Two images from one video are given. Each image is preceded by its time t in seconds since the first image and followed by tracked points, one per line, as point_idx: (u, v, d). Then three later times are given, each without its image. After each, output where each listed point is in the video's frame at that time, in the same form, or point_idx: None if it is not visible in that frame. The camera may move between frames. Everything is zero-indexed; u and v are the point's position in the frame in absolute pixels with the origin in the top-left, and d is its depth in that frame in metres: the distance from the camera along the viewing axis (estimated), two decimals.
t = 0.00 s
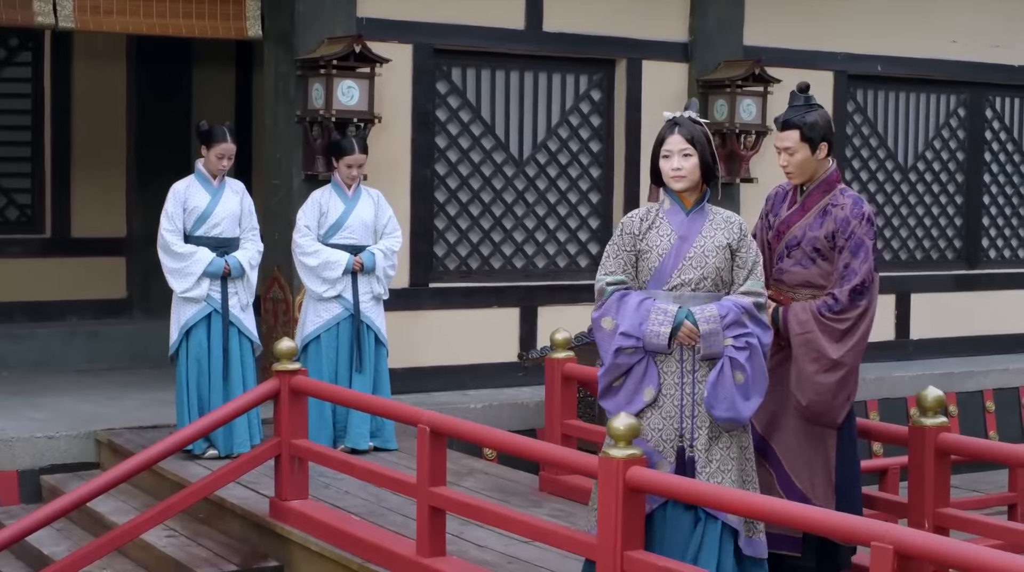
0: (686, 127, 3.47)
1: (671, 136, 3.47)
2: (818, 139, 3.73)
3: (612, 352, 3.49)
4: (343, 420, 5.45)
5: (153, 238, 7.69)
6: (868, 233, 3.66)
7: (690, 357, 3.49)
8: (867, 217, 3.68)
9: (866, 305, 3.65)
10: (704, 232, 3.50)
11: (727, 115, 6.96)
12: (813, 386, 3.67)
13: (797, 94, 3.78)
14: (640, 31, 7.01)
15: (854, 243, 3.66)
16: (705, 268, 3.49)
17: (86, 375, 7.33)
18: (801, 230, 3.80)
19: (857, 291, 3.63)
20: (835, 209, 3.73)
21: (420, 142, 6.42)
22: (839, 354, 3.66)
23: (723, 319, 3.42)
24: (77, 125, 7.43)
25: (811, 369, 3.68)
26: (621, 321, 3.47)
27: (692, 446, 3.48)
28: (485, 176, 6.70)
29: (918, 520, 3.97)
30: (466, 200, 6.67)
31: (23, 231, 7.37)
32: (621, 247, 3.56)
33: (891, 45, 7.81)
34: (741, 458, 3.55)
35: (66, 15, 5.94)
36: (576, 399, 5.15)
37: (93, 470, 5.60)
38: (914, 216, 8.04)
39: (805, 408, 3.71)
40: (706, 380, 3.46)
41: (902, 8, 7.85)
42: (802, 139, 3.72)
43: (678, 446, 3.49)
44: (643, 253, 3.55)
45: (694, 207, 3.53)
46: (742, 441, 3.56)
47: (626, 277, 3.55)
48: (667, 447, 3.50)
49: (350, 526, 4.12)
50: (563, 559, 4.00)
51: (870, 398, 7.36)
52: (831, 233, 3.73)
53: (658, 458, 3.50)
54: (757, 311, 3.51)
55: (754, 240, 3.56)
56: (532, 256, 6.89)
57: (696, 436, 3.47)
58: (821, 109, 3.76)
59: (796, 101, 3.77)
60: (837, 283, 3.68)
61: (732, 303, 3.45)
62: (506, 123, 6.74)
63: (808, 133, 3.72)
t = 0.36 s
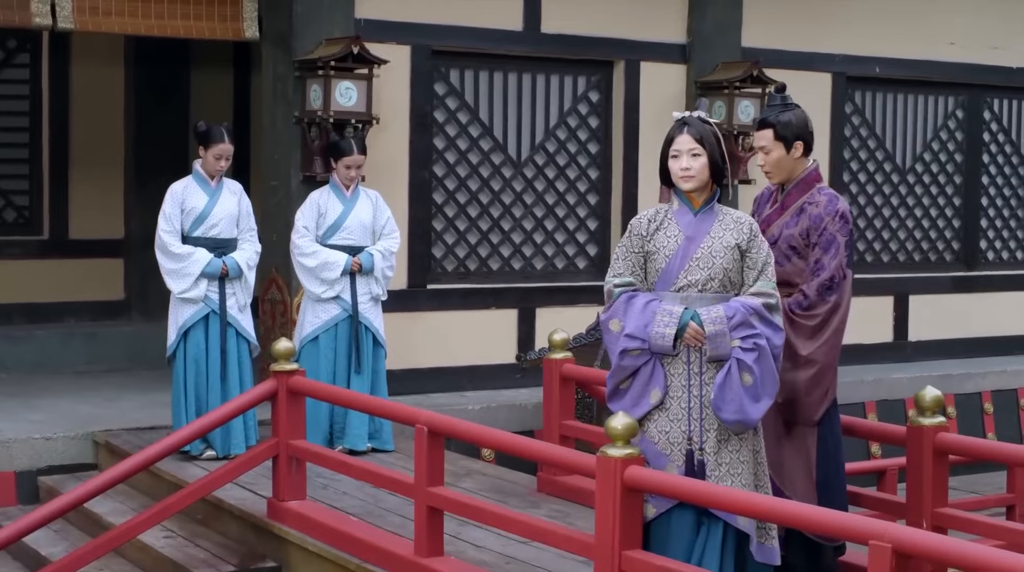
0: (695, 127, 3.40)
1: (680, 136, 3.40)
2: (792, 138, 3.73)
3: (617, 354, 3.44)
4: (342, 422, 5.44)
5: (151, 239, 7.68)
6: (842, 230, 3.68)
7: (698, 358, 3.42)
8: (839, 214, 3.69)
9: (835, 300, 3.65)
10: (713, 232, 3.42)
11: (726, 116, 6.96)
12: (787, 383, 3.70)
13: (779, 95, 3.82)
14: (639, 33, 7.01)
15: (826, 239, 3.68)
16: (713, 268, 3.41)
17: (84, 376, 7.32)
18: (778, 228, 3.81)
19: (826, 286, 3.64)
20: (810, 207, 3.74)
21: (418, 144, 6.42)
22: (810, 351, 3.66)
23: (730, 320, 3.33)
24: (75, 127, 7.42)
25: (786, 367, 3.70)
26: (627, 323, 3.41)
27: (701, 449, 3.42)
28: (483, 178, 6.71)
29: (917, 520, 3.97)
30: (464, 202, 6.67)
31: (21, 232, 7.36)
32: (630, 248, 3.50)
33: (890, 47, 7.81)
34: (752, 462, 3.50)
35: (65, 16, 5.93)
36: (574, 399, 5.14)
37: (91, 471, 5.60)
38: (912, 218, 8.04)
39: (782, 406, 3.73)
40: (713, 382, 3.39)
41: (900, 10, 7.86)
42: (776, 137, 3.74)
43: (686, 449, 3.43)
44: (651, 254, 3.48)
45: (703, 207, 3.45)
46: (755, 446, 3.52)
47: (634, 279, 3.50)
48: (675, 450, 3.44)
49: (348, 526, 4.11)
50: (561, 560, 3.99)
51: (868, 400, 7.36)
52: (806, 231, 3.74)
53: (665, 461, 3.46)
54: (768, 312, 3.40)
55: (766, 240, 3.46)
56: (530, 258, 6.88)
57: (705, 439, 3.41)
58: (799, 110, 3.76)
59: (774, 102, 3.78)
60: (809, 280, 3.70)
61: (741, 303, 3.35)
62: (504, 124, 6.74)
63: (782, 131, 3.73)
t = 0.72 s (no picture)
0: (706, 128, 3.38)
1: (690, 137, 3.39)
2: (753, 136, 3.72)
3: (619, 355, 3.46)
4: (342, 425, 5.43)
5: (150, 242, 7.66)
6: (801, 226, 3.65)
7: (701, 361, 3.40)
8: (799, 210, 3.66)
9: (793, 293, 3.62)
10: (720, 234, 3.40)
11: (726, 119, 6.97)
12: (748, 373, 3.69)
13: (739, 98, 3.78)
14: (639, 36, 7.01)
15: (785, 235, 3.65)
16: (718, 271, 3.39)
17: (83, 380, 7.31)
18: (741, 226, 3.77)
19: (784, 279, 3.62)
20: (770, 204, 3.71)
21: (418, 146, 6.42)
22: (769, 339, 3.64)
23: (733, 323, 3.31)
24: (74, 130, 7.42)
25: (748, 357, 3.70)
26: (631, 324, 3.43)
27: (703, 452, 3.40)
28: (483, 180, 6.71)
29: (916, 521, 3.97)
30: (464, 205, 6.67)
31: (20, 235, 7.37)
32: (639, 249, 3.50)
33: (890, 50, 7.81)
34: (759, 465, 3.43)
35: (65, 18, 5.90)
36: (573, 402, 5.14)
37: (90, 474, 5.60)
38: (912, 221, 8.04)
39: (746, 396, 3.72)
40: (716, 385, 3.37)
41: (900, 13, 7.86)
42: (737, 135, 3.72)
43: (688, 451, 3.42)
44: (658, 256, 3.48)
45: (712, 209, 3.43)
46: (763, 449, 3.46)
47: (642, 280, 3.50)
48: (677, 452, 3.43)
49: (347, 528, 4.11)
50: (561, 562, 3.98)
51: (868, 403, 7.35)
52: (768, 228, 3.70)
53: (667, 463, 3.45)
54: (776, 316, 3.37)
55: (776, 242, 3.41)
56: (530, 261, 6.88)
57: (707, 442, 3.39)
58: (761, 110, 3.75)
59: (738, 101, 3.78)
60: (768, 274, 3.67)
61: (747, 307, 3.33)
62: (504, 126, 6.74)
63: (744, 130, 3.71)
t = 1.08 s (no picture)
0: (710, 129, 3.38)
1: (694, 138, 3.39)
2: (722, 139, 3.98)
3: (618, 354, 3.46)
4: (341, 428, 5.42)
5: (149, 245, 7.65)
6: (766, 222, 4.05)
7: (699, 363, 3.40)
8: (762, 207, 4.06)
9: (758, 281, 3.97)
10: (722, 235, 3.38)
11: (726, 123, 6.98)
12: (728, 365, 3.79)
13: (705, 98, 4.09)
14: (638, 39, 7.02)
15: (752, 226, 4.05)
16: (718, 272, 3.38)
17: (82, 383, 7.31)
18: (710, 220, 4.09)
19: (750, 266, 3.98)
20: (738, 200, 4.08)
21: (417, 149, 6.42)
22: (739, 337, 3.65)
23: (731, 325, 3.31)
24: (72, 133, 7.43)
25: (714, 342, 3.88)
26: (629, 324, 3.43)
27: (699, 454, 3.39)
28: (482, 183, 6.71)
29: (915, 522, 3.97)
30: (462, 207, 6.67)
31: (19, 238, 7.37)
32: (641, 249, 3.51)
33: (889, 53, 7.82)
34: (757, 468, 3.41)
35: (63, 21, 5.90)
36: (572, 405, 5.14)
37: (89, 476, 5.60)
38: (911, 224, 8.04)
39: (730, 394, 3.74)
40: (713, 387, 3.36)
41: (898, 16, 7.86)
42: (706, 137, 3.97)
43: (683, 452, 3.41)
44: (659, 256, 3.48)
45: (715, 210, 3.42)
46: (762, 452, 3.44)
47: (643, 280, 3.51)
48: (674, 453, 3.43)
49: (346, 530, 4.11)
50: (559, 564, 3.98)
51: (868, 406, 7.34)
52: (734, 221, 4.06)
53: (663, 464, 3.44)
54: (776, 318, 3.36)
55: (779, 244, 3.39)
56: (529, 263, 6.88)
57: (704, 444, 3.38)
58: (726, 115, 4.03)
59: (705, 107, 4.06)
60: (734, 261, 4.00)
61: (747, 309, 3.32)
62: (503, 129, 6.74)
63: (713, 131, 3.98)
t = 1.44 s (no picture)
0: (710, 129, 3.37)
1: (694, 138, 3.38)
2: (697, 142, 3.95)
3: (613, 354, 3.46)
4: (340, 430, 5.42)
5: (149, 248, 7.65)
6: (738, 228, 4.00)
7: (694, 364, 3.39)
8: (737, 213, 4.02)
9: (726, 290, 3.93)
10: (719, 236, 3.38)
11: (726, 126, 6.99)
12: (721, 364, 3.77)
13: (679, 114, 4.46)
14: (638, 42, 7.02)
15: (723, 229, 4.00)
16: (714, 273, 3.37)
17: (82, 386, 7.30)
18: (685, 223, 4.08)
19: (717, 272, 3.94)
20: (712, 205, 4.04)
21: (417, 151, 6.41)
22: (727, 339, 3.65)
23: (726, 326, 3.30)
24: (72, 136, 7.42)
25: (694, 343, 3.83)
26: (625, 323, 3.43)
27: (693, 455, 3.39)
28: (482, 186, 6.70)
29: (915, 523, 3.96)
30: (462, 210, 6.66)
31: (18, 241, 7.37)
32: (640, 250, 3.51)
33: (889, 56, 7.81)
34: (750, 469, 3.39)
35: (61, 24, 5.92)
36: (572, 407, 5.14)
37: (88, 479, 5.59)
38: (911, 227, 8.03)
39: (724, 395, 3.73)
40: (707, 388, 3.35)
41: (898, 19, 7.86)
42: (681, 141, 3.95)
43: (677, 453, 3.41)
44: (657, 256, 3.48)
45: (714, 211, 3.42)
46: (755, 454, 3.41)
47: (640, 280, 3.50)
48: (668, 454, 3.43)
49: (345, 532, 4.10)
50: (559, 566, 3.97)
51: (868, 409, 7.33)
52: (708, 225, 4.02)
53: (658, 465, 3.44)
54: (773, 320, 3.34)
55: (777, 246, 3.38)
56: (529, 266, 6.88)
57: (698, 445, 3.37)
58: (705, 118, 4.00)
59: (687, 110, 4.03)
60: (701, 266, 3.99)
61: (743, 310, 3.30)
62: (502, 132, 6.74)
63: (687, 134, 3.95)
